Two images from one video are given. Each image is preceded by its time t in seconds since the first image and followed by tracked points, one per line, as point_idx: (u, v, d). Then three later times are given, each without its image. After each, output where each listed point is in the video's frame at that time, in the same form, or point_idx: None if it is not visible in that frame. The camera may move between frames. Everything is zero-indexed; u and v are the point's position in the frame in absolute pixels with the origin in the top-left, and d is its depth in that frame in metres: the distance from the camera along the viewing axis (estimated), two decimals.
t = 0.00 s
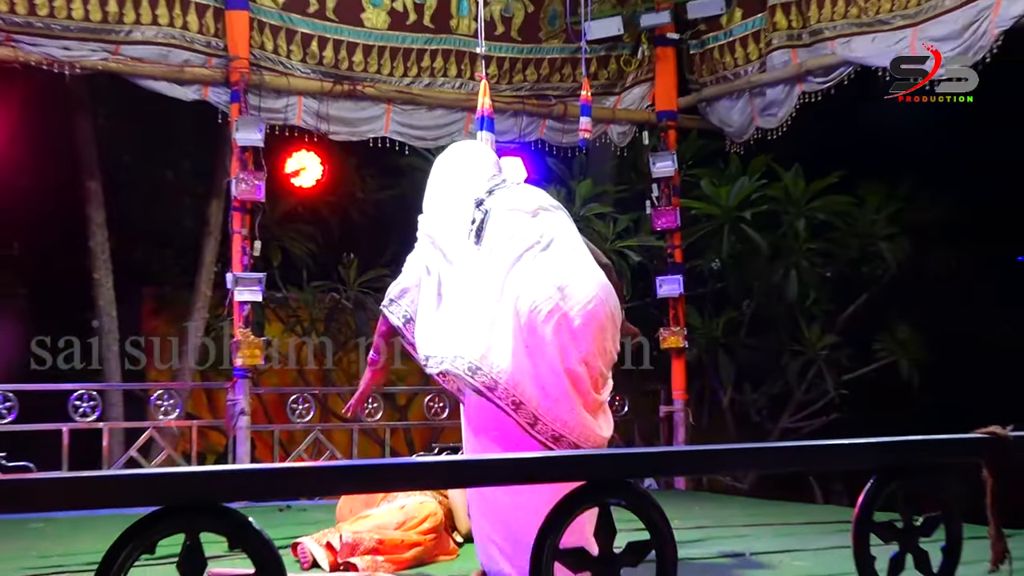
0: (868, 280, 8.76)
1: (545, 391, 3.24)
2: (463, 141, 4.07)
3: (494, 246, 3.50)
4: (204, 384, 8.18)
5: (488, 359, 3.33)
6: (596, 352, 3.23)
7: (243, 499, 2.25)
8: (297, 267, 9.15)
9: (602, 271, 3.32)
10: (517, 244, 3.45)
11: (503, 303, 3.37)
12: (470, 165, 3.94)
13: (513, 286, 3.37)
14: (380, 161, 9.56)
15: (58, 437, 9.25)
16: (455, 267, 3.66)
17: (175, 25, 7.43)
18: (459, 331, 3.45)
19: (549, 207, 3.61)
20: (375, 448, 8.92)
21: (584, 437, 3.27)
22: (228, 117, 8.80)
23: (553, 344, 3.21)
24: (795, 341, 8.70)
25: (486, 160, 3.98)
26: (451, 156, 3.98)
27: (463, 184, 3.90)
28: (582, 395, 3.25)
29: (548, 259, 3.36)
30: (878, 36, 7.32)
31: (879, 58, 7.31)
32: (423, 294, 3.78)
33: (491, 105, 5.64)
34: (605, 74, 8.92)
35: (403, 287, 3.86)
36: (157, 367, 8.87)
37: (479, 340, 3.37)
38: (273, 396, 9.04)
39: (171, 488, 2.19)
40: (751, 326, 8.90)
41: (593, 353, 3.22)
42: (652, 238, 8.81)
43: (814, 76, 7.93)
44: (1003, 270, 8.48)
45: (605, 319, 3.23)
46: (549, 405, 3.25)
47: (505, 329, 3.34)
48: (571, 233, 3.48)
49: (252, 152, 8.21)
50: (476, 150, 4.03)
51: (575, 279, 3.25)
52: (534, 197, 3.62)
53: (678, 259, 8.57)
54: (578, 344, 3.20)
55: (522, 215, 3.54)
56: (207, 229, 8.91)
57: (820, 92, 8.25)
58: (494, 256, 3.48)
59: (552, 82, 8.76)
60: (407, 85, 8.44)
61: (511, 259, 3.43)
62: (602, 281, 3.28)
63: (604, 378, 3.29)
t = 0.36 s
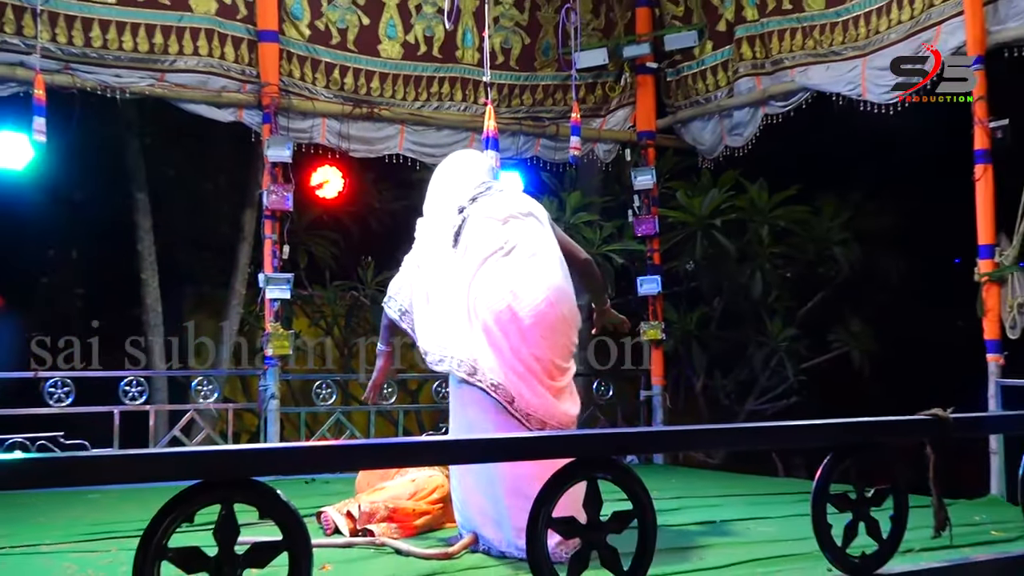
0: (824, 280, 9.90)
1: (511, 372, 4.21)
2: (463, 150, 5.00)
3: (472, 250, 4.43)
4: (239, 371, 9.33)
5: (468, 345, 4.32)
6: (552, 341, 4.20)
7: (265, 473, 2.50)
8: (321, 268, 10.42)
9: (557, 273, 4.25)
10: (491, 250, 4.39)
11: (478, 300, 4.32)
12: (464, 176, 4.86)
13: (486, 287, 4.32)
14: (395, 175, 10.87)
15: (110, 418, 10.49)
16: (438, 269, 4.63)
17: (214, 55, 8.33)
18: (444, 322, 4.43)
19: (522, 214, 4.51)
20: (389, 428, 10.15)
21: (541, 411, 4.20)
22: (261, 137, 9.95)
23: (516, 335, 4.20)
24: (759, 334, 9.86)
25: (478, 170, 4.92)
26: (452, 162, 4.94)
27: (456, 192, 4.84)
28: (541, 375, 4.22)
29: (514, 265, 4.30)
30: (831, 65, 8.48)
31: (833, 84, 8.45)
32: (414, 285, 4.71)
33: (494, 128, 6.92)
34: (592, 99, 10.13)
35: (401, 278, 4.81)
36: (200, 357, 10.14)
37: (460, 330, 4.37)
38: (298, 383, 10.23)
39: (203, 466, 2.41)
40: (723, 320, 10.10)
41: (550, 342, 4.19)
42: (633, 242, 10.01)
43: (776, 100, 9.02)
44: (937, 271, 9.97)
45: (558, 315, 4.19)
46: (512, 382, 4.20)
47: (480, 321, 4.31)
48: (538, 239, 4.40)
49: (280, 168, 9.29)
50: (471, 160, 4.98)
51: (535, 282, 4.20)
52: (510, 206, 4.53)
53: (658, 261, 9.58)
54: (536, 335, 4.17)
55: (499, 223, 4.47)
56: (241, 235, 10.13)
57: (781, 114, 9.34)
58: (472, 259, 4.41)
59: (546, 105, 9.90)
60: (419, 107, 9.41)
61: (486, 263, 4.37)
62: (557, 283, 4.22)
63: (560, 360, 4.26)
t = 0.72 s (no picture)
0: (801, 279, 10.59)
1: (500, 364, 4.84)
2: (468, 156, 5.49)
3: (468, 251, 5.10)
4: (257, 365, 9.93)
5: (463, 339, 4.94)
6: (537, 336, 4.84)
7: (284, 459, 2.40)
8: (334, 269, 11.16)
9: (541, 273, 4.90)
10: (486, 253, 5.04)
11: (473, 297, 4.97)
12: (466, 181, 5.40)
13: (480, 288, 4.98)
14: (401, 182, 11.56)
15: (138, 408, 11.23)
16: (436, 270, 5.25)
17: (234, 70, 8.76)
18: (442, 318, 5.05)
19: (514, 217, 5.09)
20: (398, 417, 10.93)
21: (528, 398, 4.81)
22: (276, 146, 10.66)
23: (505, 331, 4.84)
24: (742, 329, 10.58)
25: (478, 175, 5.44)
26: (456, 169, 5.45)
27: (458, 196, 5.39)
28: (529, 366, 4.84)
29: (505, 266, 4.97)
30: (807, 79, 8.87)
31: (810, 97, 8.81)
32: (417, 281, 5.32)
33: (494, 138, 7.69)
34: (586, 111, 10.85)
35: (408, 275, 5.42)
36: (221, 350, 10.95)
37: (456, 326, 4.99)
38: (312, 375, 10.98)
39: (227, 452, 2.33)
40: (708, 316, 10.82)
41: (535, 337, 4.84)
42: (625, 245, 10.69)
43: (757, 112, 9.47)
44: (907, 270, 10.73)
45: (542, 312, 4.86)
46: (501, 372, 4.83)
47: (475, 317, 4.93)
48: (527, 240, 5.01)
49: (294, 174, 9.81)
50: (475, 164, 5.46)
51: (523, 283, 4.87)
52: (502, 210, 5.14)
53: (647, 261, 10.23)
54: (522, 331, 4.82)
55: (492, 226, 5.09)
56: (259, 237, 10.85)
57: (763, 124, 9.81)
58: (469, 262, 5.08)
59: (544, 117, 10.61)
60: (426, 119, 9.89)
61: (480, 264, 5.03)
62: (541, 283, 4.87)
63: (545, 352, 4.89)
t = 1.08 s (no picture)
0: (787, 277, 11.09)
1: (465, 372, 5.40)
2: (460, 165, 6.00)
3: (449, 262, 5.67)
4: (268, 358, 10.18)
5: (437, 347, 5.55)
6: (497, 348, 5.33)
7: (300, 448, 2.16)
8: (342, 266, 11.70)
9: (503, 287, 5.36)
10: (460, 266, 5.58)
11: (448, 308, 5.54)
12: (456, 192, 5.94)
13: (454, 298, 5.53)
14: (405, 183, 12.15)
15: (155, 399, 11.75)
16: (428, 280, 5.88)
17: (246, 77, 9.11)
18: (426, 325, 5.67)
19: (485, 231, 5.60)
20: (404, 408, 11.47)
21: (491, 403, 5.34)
22: (287, 149, 11.21)
23: (468, 343, 5.39)
24: (730, 324, 11.14)
25: (469, 185, 5.96)
26: (447, 181, 6.01)
27: (452, 205, 5.94)
28: (491, 374, 5.36)
29: (474, 278, 5.48)
30: (793, 85, 9.31)
31: (797, 102, 9.26)
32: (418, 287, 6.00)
33: (492, 140, 8.17)
34: (583, 115, 11.40)
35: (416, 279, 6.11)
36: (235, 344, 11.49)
37: (435, 333, 5.59)
38: (321, 368, 11.47)
39: (242, 442, 2.11)
40: (699, 311, 11.35)
41: (495, 349, 5.33)
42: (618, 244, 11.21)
43: (746, 117, 9.90)
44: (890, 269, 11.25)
45: (502, 325, 5.32)
46: (465, 380, 5.40)
47: (445, 328, 5.51)
48: (495, 255, 5.49)
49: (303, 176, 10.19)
50: (467, 172, 5.98)
51: (485, 297, 5.36)
52: (479, 224, 5.64)
53: (641, 259, 10.69)
54: (482, 344, 5.34)
55: (468, 240, 5.62)
56: (270, 237, 11.32)
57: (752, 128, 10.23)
58: (448, 273, 5.65)
59: (542, 121, 11.12)
60: (429, 123, 10.35)
61: (456, 277, 5.57)
62: (502, 298, 5.33)
63: (508, 361, 5.36)
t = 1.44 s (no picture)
0: (786, 275, 11.17)
1: (463, 374, 5.50)
2: (453, 167, 6.03)
3: (446, 265, 5.74)
4: (271, 356, 10.19)
5: (438, 350, 5.65)
6: (492, 351, 5.40)
7: (303, 444, 2.21)
8: (343, 265, 11.78)
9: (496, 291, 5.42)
10: (454, 270, 5.65)
11: (445, 311, 5.63)
12: (452, 194, 5.98)
13: (449, 302, 5.60)
14: (406, 182, 12.35)
15: (158, 396, 11.83)
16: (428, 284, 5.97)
17: (249, 77, 9.19)
18: (427, 326, 5.78)
19: (476, 234, 5.63)
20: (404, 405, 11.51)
21: (489, 405, 5.43)
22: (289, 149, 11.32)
23: (463, 346, 5.48)
24: (729, 323, 11.21)
25: (465, 187, 6.00)
26: (441, 183, 6.06)
27: (449, 207, 5.98)
28: (488, 376, 5.44)
29: (467, 282, 5.54)
30: (792, 86, 9.41)
31: (795, 102, 9.36)
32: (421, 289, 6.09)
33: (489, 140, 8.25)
34: (583, 115, 11.49)
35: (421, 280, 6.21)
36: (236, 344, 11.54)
37: (434, 338, 5.70)
38: (322, 366, 11.52)
39: (242, 438, 2.14)
40: (699, 311, 11.43)
41: (490, 352, 5.41)
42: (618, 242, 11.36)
43: (744, 117, 10.01)
44: (888, 269, 11.41)
45: (496, 329, 5.39)
46: (464, 382, 5.51)
47: (443, 332, 5.61)
48: (487, 259, 5.54)
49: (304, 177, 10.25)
50: (461, 174, 6.02)
51: (479, 301, 5.43)
52: (471, 228, 5.67)
53: (640, 258, 10.75)
54: (477, 348, 5.42)
55: (461, 244, 5.67)
56: (272, 236, 11.38)
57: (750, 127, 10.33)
58: (444, 277, 5.72)
59: (543, 121, 11.22)
60: (430, 123, 10.43)
61: (450, 281, 5.64)
62: (496, 302, 5.40)
63: (503, 362, 5.43)
